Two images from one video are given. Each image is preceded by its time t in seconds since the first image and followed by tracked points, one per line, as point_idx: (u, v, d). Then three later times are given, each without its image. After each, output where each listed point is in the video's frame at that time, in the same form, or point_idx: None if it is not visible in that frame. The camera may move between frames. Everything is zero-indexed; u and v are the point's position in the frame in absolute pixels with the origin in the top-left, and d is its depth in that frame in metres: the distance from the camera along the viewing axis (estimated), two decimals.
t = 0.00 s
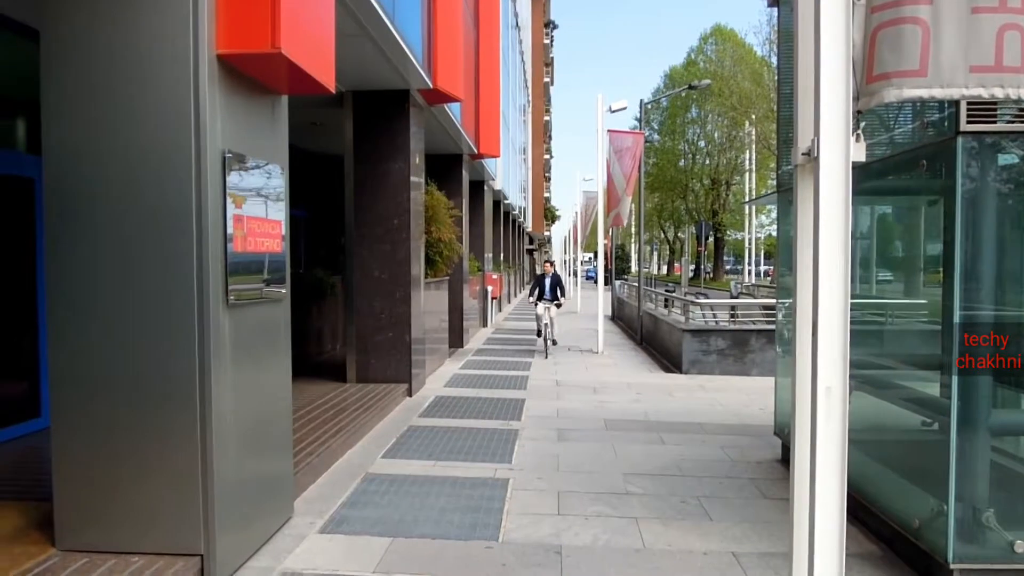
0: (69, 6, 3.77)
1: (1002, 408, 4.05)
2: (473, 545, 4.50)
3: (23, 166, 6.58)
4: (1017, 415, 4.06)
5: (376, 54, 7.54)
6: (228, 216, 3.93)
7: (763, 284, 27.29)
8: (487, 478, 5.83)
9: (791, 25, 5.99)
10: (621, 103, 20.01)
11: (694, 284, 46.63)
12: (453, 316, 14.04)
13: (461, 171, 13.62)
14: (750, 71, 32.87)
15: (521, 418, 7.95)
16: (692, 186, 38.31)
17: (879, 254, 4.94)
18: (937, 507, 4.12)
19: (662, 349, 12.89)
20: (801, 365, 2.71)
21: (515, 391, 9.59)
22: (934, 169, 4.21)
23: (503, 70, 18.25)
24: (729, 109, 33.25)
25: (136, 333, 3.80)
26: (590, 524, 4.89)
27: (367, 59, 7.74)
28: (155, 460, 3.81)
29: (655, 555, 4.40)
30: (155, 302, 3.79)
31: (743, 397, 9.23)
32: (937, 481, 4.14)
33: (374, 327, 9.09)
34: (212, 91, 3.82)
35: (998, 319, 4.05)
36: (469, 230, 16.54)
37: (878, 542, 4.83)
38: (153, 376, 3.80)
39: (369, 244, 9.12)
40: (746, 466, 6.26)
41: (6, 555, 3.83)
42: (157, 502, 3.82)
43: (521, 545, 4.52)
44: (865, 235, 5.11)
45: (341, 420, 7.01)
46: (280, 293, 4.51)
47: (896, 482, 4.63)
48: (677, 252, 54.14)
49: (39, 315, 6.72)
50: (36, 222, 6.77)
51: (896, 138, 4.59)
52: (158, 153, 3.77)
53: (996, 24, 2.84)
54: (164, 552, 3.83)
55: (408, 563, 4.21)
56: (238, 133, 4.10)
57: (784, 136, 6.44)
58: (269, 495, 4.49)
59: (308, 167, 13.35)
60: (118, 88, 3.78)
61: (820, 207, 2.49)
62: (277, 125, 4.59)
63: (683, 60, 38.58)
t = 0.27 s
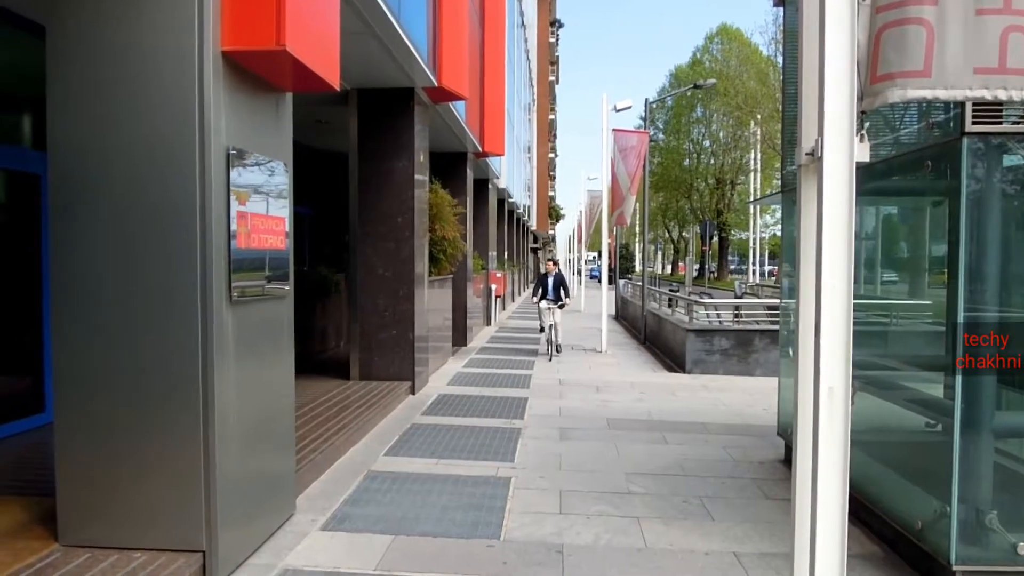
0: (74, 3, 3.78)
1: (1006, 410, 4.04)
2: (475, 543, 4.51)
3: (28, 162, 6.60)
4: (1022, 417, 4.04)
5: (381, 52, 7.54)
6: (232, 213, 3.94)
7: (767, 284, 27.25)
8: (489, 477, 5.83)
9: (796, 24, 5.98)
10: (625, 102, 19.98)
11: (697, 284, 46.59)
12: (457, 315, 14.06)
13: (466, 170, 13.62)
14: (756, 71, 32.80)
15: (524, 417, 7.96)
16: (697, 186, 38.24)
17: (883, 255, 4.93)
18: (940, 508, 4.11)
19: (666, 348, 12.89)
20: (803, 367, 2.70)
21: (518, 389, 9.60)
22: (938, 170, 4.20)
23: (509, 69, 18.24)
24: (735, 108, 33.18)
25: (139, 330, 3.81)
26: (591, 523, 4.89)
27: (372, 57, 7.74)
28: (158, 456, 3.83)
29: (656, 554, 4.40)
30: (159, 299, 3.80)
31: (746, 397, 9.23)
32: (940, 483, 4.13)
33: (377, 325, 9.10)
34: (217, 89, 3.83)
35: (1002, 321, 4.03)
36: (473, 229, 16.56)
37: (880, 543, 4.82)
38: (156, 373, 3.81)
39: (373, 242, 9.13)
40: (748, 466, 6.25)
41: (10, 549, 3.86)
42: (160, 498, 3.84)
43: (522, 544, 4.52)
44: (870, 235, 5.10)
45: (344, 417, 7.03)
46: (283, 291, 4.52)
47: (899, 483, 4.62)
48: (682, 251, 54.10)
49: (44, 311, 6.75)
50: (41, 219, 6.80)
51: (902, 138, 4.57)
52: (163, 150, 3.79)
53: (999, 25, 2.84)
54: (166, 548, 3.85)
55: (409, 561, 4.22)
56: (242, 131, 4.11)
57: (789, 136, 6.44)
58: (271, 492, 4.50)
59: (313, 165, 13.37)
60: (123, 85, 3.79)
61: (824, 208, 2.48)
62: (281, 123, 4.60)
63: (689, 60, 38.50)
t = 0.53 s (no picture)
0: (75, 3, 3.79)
1: (1006, 409, 4.04)
2: (475, 542, 4.51)
3: (30, 161, 6.62)
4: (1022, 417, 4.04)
5: (382, 51, 7.55)
6: (233, 212, 3.95)
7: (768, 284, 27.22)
8: (490, 476, 5.84)
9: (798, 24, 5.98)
10: (627, 102, 19.96)
11: (699, 283, 46.57)
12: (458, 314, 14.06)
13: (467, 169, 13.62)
14: (759, 71, 32.74)
15: (525, 416, 7.96)
16: (699, 185, 38.21)
17: (885, 254, 4.93)
18: (940, 507, 4.11)
19: (667, 348, 12.88)
20: (802, 367, 2.70)
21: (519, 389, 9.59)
22: (940, 170, 4.19)
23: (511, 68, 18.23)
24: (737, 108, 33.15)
25: (140, 329, 3.82)
26: (592, 523, 4.89)
27: (373, 56, 7.74)
28: (158, 455, 3.84)
29: (657, 554, 4.40)
30: (160, 298, 3.81)
31: (747, 397, 9.22)
32: (940, 482, 4.13)
33: (378, 324, 9.11)
34: (218, 89, 3.84)
35: (1002, 321, 4.03)
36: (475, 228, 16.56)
37: (880, 543, 4.82)
38: (156, 372, 3.82)
39: (374, 242, 9.13)
40: (749, 466, 6.25)
41: (12, 548, 3.87)
42: (162, 496, 3.85)
43: (522, 543, 4.53)
44: (872, 235, 5.10)
45: (344, 416, 7.04)
46: (284, 290, 4.53)
47: (899, 483, 4.61)
48: (684, 251, 54.06)
49: (45, 310, 6.76)
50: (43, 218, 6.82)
51: (904, 138, 4.56)
52: (164, 149, 3.79)
53: (998, 27, 2.83)
54: (167, 547, 3.86)
55: (409, 560, 4.23)
56: (243, 130, 4.12)
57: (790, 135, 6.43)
58: (272, 491, 4.50)
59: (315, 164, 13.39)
60: (124, 85, 3.80)
61: (823, 207, 2.48)
62: (282, 122, 4.61)
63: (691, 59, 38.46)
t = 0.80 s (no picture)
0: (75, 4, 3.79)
1: (1006, 408, 4.04)
2: (476, 542, 4.52)
3: (30, 162, 6.62)
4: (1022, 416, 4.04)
5: (382, 51, 7.56)
6: (233, 212, 3.95)
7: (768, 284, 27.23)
8: (490, 476, 5.84)
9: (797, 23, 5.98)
10: (627, 102, 19.96)
11: (699, 283, 46.59)
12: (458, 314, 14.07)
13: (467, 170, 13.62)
14: (758, 70, 32.72)
15: (526, 416, 7.96)
16: (699, 185, 38.20)
17: (885, 254, 4.93)
18: (940, 506, 4.12)
19: (667, 348, 12.89)
20: (802, 367, 2.71)
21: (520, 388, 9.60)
22: (939, 169, 4.20)
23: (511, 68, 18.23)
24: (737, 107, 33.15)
25: (141, 329, 3.83)
26: (592, 522, 4.90)
27: (373, 56, 7.75)
28: (159, 455, 3.84)
29: (657, 554, 4.40)
30: (161, 298, 3.82)
31: (747, 396, 9.22)
32: (940, 481, 4.14)
33: (379, 324, 9.12)
34: (218, 89, 3.84)
35: (1002, 320, 4.03)
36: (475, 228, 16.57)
37: (880, 542, 4.83)
38: (157, 372, 3.83)
39: (374, 242, 9.13)
40: (749, 465, 6.26)
41: (12, 548, 3.88)
42: (162, 496, 3.85)
43: (523, 543, 4.53)
44: (872, 235, 5.10)
45: (345, 416, 7.04)
46: (285, 290, 4.54)
47: (899, 482, 4.62)
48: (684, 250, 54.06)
49: (45, 310, 6.77)
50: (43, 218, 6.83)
51: (904, 137, 4.57)
52: (164, 150, 3.80)
53: (994, 29, 2.85)
54: (167, 547, 3.87)
55: (410, 559, 4.23)
56: (243, 130, 4.12)
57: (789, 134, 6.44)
58: (272, 491, 4.51)
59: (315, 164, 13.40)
60: (124, 85, 3.80)
61: (823, 206, 2.49)
62: (282, 122, 4.61)
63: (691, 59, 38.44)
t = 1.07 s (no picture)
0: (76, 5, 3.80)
1: (1005, 407, 4.05)
2: (476, 540, 4.53)
3: (30, 161, 6.63)
4: (1021, 414, 4.04)
5: (382, 51, 7.56)
6: (233, 212, 3.96)
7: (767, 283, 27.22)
8: (490, 474, 5.85)
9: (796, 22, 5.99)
10: (626, 101, 19.95)
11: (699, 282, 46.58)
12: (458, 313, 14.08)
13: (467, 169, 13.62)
14: (758, 69, 32.71)
15: (525, 415, 7.97)
16: (699, 184, 38.20)
17: (885, 253, 4.94)
18: (939, 504, 4.13)
19: (667, 347, 12.90)
20: (801, 366, 2.71)
21: (519, 387, 9.60)
22: (938, 168, 4.20)
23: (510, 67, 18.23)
24: (736, 107, 33.14)
25: (140, 328, 3.83)
26: (592, 521, 4.90)
27: (373, 55, 7.76)
28: (159, 454, 3.85)
29: (656, 552, 4.41)
30: (161, 298, 3.82)
31: (747, 395, 9.23)
32: (939, 479, 4.14)
33: (378, 324, 9.12)
34: (218, 89, 3.85)
35: (1001, 319, 4.04)
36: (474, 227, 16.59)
37: (879, 540, 4.84)
38: (156, 371, 3.83)
39: (374, 241, 9.14)
40: (749, 463, 6.26)
41: (13, 548, 3.88)
42: (162, 496, 3.86)
43: (522, 541, 4.54)
44: (871, 233, 5.11)
45: (344, 415, 7.05)
46: (284, 289, 4.54)
47: (899, 481, 4.63)
48: (683, 249, 54.04)
49: (45, 309, 6.78)
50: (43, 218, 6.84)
51: (903, 136, 4.57)
52: (164, 150, 3.80)
53: (992, 27, 2.85)
54: (168, 545, 3.87)
55: (410, 558, 4.24)
56: (243, 129, 4.13)
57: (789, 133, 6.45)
58: (272, 489, 4.51)
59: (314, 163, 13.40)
60: (123, 85, 3.81)
61: (821, 204, 2.49)
62: (282, 121, 4.62)
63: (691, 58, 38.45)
